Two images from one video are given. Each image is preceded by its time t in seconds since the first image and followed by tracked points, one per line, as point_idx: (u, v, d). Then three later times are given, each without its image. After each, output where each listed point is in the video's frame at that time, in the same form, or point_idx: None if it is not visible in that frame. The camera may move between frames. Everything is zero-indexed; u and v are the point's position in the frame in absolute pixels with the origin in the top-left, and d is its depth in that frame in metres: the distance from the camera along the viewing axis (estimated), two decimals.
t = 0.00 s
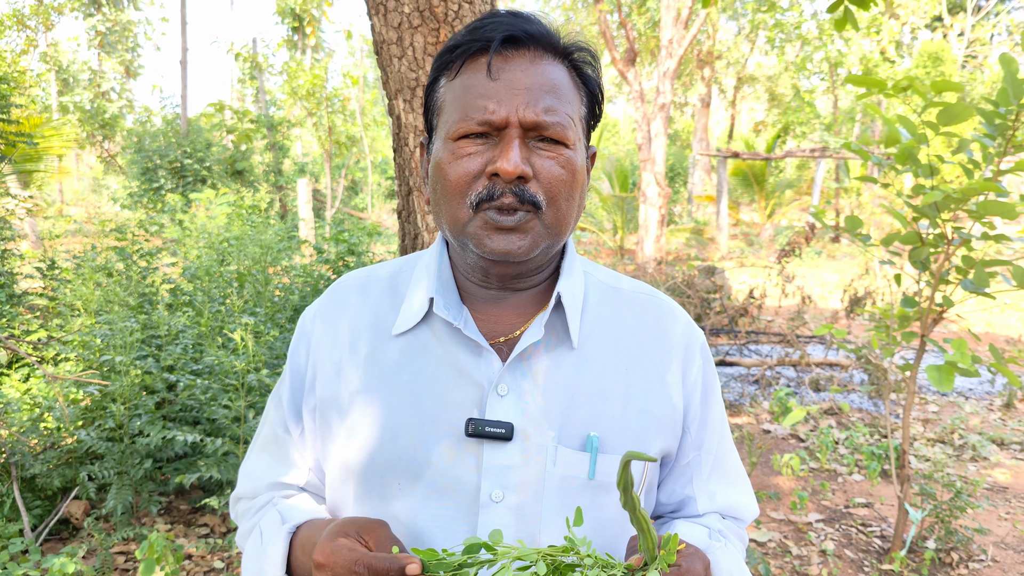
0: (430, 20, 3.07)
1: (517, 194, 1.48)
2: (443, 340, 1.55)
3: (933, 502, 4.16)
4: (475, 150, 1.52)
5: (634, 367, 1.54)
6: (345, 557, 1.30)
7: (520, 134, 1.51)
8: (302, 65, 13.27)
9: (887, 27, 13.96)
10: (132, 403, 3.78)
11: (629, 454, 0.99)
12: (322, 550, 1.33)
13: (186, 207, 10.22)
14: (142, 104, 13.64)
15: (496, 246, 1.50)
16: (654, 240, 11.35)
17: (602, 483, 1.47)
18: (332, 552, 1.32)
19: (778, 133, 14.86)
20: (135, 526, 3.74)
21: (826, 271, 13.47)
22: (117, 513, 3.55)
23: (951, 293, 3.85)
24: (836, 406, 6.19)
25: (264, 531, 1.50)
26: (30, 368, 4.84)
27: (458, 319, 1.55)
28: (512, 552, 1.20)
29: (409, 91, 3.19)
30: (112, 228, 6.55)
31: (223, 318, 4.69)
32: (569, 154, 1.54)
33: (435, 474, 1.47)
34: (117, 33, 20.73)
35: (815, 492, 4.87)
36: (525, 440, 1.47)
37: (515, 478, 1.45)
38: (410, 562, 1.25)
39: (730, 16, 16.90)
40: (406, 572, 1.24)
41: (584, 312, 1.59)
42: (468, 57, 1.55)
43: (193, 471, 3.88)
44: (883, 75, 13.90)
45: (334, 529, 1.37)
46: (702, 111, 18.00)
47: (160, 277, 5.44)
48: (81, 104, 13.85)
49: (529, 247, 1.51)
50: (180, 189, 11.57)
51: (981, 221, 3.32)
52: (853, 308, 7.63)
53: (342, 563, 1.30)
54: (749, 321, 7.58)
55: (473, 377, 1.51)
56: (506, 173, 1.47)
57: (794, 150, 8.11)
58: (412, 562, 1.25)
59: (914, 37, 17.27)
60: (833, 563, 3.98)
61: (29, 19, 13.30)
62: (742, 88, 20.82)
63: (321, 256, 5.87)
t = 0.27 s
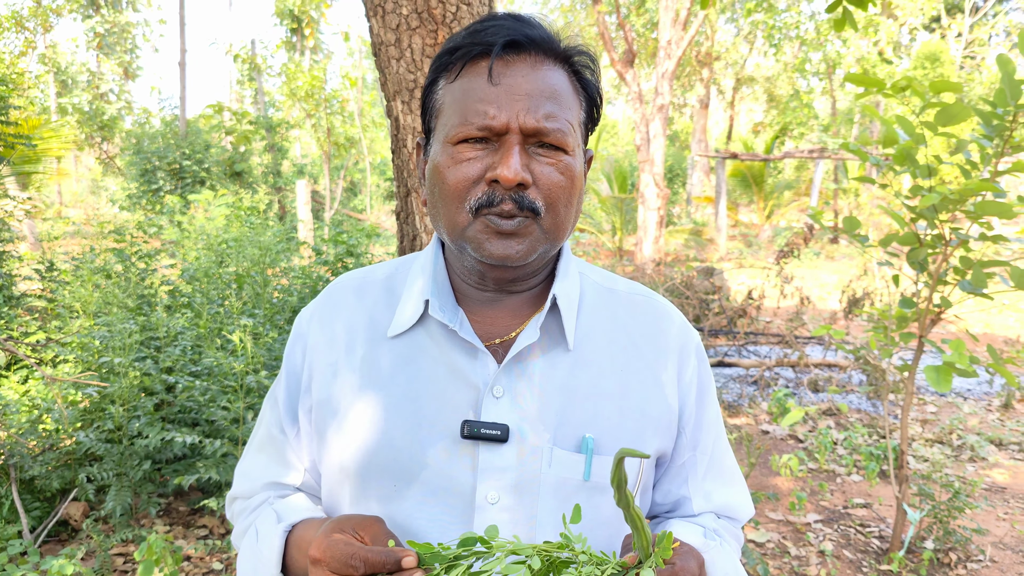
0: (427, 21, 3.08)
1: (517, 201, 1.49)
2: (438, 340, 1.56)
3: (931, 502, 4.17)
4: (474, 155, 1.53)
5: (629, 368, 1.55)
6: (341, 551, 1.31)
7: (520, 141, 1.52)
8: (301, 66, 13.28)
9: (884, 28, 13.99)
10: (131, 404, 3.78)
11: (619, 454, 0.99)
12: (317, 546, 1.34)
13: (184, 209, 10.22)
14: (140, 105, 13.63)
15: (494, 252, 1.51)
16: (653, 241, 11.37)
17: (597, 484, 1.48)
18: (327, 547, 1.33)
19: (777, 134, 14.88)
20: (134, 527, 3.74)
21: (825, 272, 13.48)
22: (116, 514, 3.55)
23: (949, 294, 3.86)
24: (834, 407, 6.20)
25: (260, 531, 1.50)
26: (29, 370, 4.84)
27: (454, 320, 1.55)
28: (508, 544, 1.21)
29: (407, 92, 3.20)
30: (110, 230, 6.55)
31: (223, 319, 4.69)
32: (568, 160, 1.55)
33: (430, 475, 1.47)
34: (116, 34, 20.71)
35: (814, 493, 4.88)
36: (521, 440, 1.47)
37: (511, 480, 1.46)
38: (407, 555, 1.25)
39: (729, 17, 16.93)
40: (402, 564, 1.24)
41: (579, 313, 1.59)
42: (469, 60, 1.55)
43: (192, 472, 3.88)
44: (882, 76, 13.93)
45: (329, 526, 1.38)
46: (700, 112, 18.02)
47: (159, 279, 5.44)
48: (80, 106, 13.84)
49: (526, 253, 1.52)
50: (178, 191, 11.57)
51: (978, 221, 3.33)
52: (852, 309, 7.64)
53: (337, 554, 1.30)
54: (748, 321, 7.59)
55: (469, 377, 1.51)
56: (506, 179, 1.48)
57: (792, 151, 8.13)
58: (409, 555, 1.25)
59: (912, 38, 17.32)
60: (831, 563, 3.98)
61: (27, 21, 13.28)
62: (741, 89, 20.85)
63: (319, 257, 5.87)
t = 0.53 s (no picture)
0: (425, 23, 3.08)
1: (519, 213, 1.51)
2: (435, 342, 1.56)
3: (929, 502, 4.18)
4: (475, 164, 1.53)
5: (625, 370, 1.55)
6: (334, 563, 1.32)
7: (522, 151, 1.52)
8: (299, 68, 13.29)
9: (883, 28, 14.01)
10: (129, 405, 3.78)
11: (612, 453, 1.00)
12: (312, 555, 1.36)
13: (183, 211, 10.21)
14: (139, 107, 13.62)
15: (495, 263, 1.52)
16: (651, 241, 11.38)
17: (592, 486, 1.48)
18: (321, 558, 1.35)
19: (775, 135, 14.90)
20: (133, 529, 3.74)
21: (823, 272, 13.51)
22: (114, 516, 3.55)
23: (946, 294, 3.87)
24: (833, 407, 6.21)
25: (256, 532, 1.50)
26: (27, 371, 4.84)
27: (449, 322, 1.56)
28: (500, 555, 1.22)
29: (405, 93, 3.21)
30: (108, 231, 6.54)
31: (221, 320, 4.69)
32: (568, 169, 1.56)
33: (427, 476, 1.48)
34: (114, 36, 20.70)
35: (812, 493, 4.89)
36: (516, 442, 1.48)
37: (506, 480, 1.46)
38: (398, 569, 1.25)
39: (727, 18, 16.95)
40: None
41: (575, 315, 1.60)
42: (470, 67, 1.54)
43: (190, 473, 3.88)
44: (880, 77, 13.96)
45: (323, 534, 1.39)
46: (699, 113, 18.04)
47: (157, 280, 5.43)
48: (78, 107, 13.82)
49: (527, 264, 1.54)
50: (177, 192, 11.56)
51: (976, 221, 3.33)
52: (850, 309, 7.65)
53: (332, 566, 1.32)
54: (746, 322, 7.59)
55: (465, 379, 1.52)
56: (509, 192, 1.48)
57: (790, 151, 8.13)
58: (400, 568, 1.26)
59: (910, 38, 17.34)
60: (829, 563, 3.99)
61: (26, 22, 13.27)
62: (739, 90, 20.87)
63: (318, 258, 5.88)
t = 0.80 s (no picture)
0: (423, 24, 3.09)
1: (513, 209, 1.51)
2: (431, 344, 1.57)
3: (928, 503, 4.18)
4: (468, 163, 1.54)
5: (622, 371, 1.56)
6: (331, 565, 1.33)
7: (514, 148, 1.53)
8: (298, 69, 13.30)
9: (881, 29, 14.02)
10: (128, 407, 3.78)
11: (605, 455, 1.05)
12: (309, 556, 1.37)
13: (182, 212, 10.20)
14: (138, 108, 13.61)
15: (491, 262, 1.53)
16: (651, 242, 11.39)
17: (590, 487, 1.49)
18: (318, 561, 1.35)
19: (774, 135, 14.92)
20: (132, 531, 3.75)
21: (822, 273, 13.52)
22: (113, 517, 3.55)
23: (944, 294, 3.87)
24: (831, 407, 6.21)
25: (255, 536, 1.50)
26: (26, 373, 4.85)
27: (446, 325, 1.56)
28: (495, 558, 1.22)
29: (403, 95, 3.21)
30: (107, 233, 6.54)
31: (220, 322, 4.69)
32: (561, 166, 1.57)
33: (426, 478, 1.48)
34: (113, 37, 20.70)
35: (811, 493, 4.89)
36: (514, 444, 1.49)
37: (504, 482, 1.47)
38: (394, 570, 1.25)
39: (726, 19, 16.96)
40: None
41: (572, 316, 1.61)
42: (459, 67, 1.55)
43: (189, 475, 3.88)
44: (879, 77, 13.97)
45: (320, 536, 1.39)
46: (697, 114, 18.05)
47: (156, 282, 5.43)
48: (77, 109, 13.81)
49: (523, 262, 1.54)
50: (176, 194, 11.56)
51: (974, 222, 3.34)
52: (848, 310, 7.65)
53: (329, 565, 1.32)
54: (745, 322, 7.60)
55: (461, 382, 1.52)
56: (503, 189, 1.49)
57: (789, 152, 8.14)
58: (397, 569, 1.26)
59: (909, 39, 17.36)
60: (828, 564, 3.99)
61: (24, 24, 13.27)
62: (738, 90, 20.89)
63: (316, 260, 5.88)
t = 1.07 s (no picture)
0: (422, 25, 3.09)
1: (505, 199, 1.51)
2: (430, 346, 1.57)
3: (927, 503, 4.19)
4: (460, 156, 1.54)
5: (619, 371, 1.56)
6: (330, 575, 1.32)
7: (505, 139, 1.53)
8: (297, 71, 13.32)
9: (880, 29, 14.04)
10: (128, 408, 3.78)
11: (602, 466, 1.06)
12: (306, 567, 1.35)
13: (181, 214, 10.20)
14: (137, 110, 13.62)
15: (486, 254, 1.52)
16: (650, 243, 11.41)
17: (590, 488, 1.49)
18: (315, 570, 1.34)
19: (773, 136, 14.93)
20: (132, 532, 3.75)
21: (821, 273, 13.54)
22: (113, 519, 3.55)
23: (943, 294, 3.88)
24: (830, 408, 6.22)
25: (255, 542, 1.51)
26: (26, 375, 4.84)
27: (444, 326, 1.57)
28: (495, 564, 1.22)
29: (402, 96, 3.22)
30: (106, 234, 6.53)
31: (219, 323, 4.69)
32: (553, 157, 1.57)
33: (425, 479, 1.48)
34: (111, 39, 20.73)
35: (810, 494, 4.90)
36: (513, 446, 1.49)
37: (503, 484, 1.47)
38: None
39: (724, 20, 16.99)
40: None
41: (570, 317, 1.61)
42: (448, 63, 1.56)
43: (189, 476, 3.89)
44: (877, 78, 13.99)
45: (319, 546, 1.39)
46: (696, 115, 18.06)
47: (156, 283, 5.43)
48: (76, 111, 13.82)
49: (518, 254, 1.53)
50: (175, 195, 11.57)
51: (972, 222, 3.35)
52: (847, 310, 7.67)
53: None
54: (744, 323, 7.60)
55: (460, 384, 1.52)
56: (494, 178, 1.49)
57: (787, 153, 8.15)
58: None
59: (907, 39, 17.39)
60: (828, 564, 4.00)
61: (24, 26, 13.28)
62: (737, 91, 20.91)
63: (315, 261, 5.88)
